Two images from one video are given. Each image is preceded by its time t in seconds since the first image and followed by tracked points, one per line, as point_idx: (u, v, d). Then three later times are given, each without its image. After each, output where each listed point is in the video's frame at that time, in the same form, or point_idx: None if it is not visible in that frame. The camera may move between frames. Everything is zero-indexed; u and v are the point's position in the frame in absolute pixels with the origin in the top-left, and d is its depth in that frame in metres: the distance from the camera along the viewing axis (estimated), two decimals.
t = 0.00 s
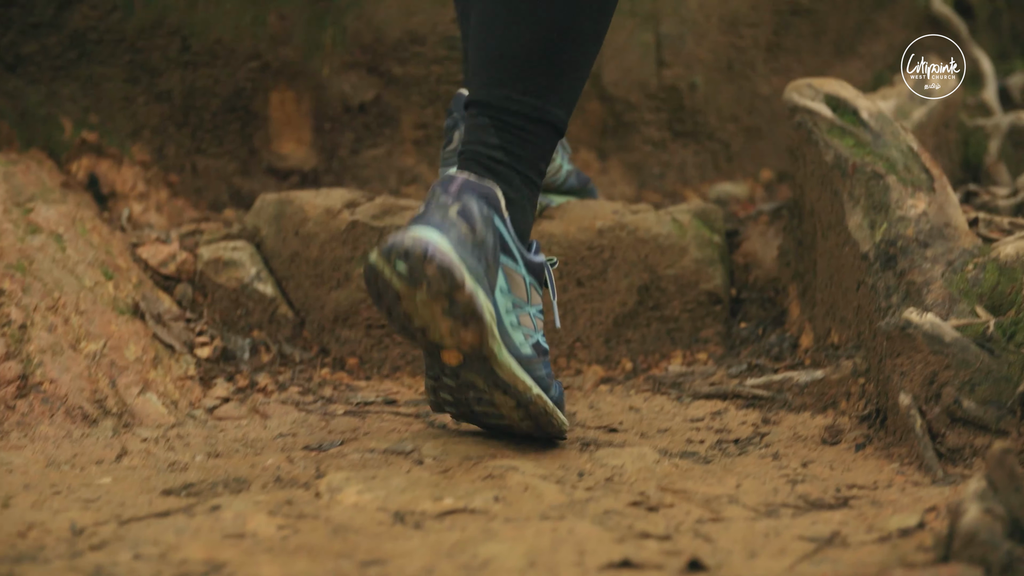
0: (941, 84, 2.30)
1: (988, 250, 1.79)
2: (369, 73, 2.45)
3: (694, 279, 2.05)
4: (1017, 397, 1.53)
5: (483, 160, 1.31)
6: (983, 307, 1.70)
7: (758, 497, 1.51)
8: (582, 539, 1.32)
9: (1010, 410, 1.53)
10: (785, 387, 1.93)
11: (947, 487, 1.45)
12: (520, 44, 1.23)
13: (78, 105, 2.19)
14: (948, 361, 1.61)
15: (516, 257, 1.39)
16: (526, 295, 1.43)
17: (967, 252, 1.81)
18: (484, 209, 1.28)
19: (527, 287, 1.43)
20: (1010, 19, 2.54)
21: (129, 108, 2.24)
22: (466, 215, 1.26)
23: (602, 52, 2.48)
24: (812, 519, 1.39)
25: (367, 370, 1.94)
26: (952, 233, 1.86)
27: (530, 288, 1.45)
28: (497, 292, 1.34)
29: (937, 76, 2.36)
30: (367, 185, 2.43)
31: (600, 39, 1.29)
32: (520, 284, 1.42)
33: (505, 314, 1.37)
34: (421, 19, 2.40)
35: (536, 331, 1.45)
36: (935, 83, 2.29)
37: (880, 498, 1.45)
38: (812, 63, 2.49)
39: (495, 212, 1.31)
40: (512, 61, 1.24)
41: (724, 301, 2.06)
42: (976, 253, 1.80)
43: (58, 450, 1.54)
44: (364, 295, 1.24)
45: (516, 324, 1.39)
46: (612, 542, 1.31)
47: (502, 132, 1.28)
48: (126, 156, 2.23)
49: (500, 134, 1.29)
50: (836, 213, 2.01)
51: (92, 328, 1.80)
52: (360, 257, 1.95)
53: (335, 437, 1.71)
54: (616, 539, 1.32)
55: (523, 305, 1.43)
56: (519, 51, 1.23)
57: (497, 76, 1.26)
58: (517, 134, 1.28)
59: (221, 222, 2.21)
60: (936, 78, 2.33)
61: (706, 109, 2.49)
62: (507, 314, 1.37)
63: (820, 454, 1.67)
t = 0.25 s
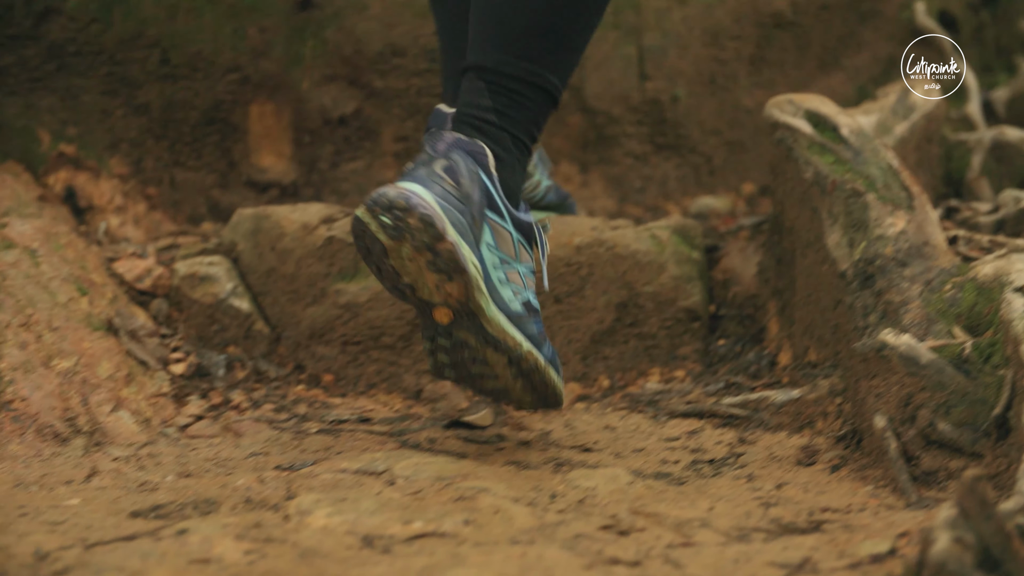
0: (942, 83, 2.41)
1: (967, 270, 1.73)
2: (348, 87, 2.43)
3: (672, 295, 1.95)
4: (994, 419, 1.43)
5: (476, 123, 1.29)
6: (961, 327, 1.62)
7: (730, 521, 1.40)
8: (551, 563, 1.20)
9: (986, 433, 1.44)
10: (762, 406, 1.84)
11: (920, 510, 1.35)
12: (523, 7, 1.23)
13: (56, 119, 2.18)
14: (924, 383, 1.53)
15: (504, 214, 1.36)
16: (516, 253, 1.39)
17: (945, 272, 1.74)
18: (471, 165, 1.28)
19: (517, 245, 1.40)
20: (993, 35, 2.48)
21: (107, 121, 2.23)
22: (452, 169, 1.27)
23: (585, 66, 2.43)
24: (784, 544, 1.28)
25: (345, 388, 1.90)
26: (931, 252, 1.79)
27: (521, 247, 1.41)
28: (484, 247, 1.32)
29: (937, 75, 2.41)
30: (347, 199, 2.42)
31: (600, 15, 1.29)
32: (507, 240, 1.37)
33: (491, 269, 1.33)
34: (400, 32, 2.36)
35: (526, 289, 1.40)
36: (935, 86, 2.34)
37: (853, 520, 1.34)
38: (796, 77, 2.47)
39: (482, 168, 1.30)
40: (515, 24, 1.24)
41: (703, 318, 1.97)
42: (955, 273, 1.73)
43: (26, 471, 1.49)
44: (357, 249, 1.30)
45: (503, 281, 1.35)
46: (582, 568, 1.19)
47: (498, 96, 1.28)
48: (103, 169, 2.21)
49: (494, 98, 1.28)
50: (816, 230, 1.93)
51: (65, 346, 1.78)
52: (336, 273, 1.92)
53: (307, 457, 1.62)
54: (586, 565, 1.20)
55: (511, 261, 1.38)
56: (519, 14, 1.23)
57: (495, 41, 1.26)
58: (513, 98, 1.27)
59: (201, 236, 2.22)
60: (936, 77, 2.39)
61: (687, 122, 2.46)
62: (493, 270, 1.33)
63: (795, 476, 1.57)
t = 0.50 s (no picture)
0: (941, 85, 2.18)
1: (931, 295, 1.68)
2: (316, 103, 2.27)
3: (636, 318, 1.92)
4: (956, 447, 1.39)
5: (452, 86, 1.26)
6: (924, 354, 1.58)
7: (690, 550, 1.31)
8: None
9: (948, 460, 1.39)
10: (725, 431, 1.80)
11: (879, 541, 1.29)
12: None
13: (18, 135, 2.07)
14: (886, 411, 1.47)
15: (476, 180, 1.31)
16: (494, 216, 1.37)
17: (909, 297, 1.70)
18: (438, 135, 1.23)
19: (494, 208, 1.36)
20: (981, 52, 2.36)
21: (70, 138, 2.12)
22: (417, 142, 1.22)
23: (554, 80, 2.24)
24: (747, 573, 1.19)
25: (308, 411, 1.89)
26: (896, 276, 1.74)
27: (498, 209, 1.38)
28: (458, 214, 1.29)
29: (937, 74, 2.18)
30: (310, 219, 2.29)
31: None
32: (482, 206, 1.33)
33: (468, 235, 1.30)
34: (369, 47, 2.21)
35: (510, 249, 1.39)
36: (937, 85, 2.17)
37: (814, 550, 1.27)
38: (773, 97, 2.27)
39: (450, 138, 1.25)
40: None
41: (667, 340, 1.94)
42: (919, 298, 1.69)
43: None
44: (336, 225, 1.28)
45: (484, 244, 1.32)
46: None
47: (475, 62, 1.25)
48: (66, 186, 2.10)
49: (471, 63, 1.25)
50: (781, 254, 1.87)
51: (23, 369, 1.70)
52: (299, 294, 1.91)
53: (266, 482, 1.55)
54: None
55: (490, 224, 1.35)
56: None
57: (476, 8, 1.24)
58: (490, 64, 1.25)
59: (163, 255, 2.15)
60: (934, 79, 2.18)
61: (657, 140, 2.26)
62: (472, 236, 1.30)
63: (755, 504, 1.51)
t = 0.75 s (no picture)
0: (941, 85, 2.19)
1: (903, 322, 1.66)
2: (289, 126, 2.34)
3: (609, 343, 1.91)
4: (926, 477, 1.37)
5: (446, 61, 1.28)
6: (895, 382, 1.55)
7: None
8: None
9: (919, 491, 1.36)
10: (697, 459, 1.77)
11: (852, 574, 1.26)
12: None
13: None
14: (857, 441, 1.44)
15: (470, 151, 1.33)
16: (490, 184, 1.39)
17: (881, 324, 1.67)
18: (429, 109, 1.26)
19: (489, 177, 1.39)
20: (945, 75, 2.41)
21: (41, 160, 2.13)
22: (409, 116, 1.24)
23: (526, 102, 2.33)
24: None
25: (277, 437, 1.87)
26: (868, 303, 1.72)
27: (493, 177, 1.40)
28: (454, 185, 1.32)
29: (937, 75, 2.19)
30: (281, 242, 2.33)
31: None
32: (478, 176, 1.36)
33: (464, 204, 1.33)
34: (342, 70, 2.28)
35: (507, 215, 1.42)
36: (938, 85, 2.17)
37: None
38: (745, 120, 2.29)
39: (441, 110, 1.27)
40: None
41: (640, 366, 1.93)
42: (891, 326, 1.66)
43: None
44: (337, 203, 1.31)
45: (481, 212, 1.36)
46: None
47: (470, 37, 1.25)
48: (36, 211, 2.10)
49: (464, 38, 1.25)
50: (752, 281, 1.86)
51: None
52: (269, 320, 1.89)
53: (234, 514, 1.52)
54: None
55: (486, 192, 1.38)
56: None
57: None
58: (483, 39, 1.25)
59: (133, 279, 2.17)
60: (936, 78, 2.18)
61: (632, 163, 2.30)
62: (468, 205, 1.34)
63: (725, 534, 1.48)
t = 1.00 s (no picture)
0: (941, 84, 2.33)
1: (885, 346, 1.65)
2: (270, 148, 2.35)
3: (590, 367, 1.90)
4: (907, 503, 1.34)
5: (460, 35, 1.43)
6: (876, 408, 1.54)
7: None
8: None
9: (900, 517, 1.33)
10: (678, 484, 1.74)
11: None
12: None
13: None
14: (838, 468, 1.40)
15: (481, 122, 1.48)
16: (502, 151, 1.53)
17: (863, 348, 1.66)
18: (440, 87, 1.41)
19: (501, 144, 1.53)
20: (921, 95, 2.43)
21: (18, 184, 2.11)
22: (421, 95, 1.40)
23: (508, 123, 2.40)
24: None
25: (256, 464, 1.86)
26: (849, 328, 1.71)
27: (505, 143, 1.54)
28: (468, 157, 1.47)
29: (937, 75, 2.33)
30: (262, 265, 2.34)
31: None
32: (489, 147, 1.51)
33: (480, 174, 1.49)
34: (321, 93, 2.32)
35: (520, 181, 1.57)
36: (938, 85, 2.32)
37: None
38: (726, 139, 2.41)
39: (451, 86, 1.42)
40: None
41: (621, 391, 1.92)
42: (872, 350, 1.65)
43: None
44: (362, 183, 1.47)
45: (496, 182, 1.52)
46: None
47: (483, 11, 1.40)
48: (14, 234, 2.09)
49: (478, 13, 1.41)
50: (734, 305, 1.85)
51: None
52: (248, 346, 1.89)
53: (213, 543, 1.50)
54: None
55: (500, 162, 1.53)
56: None
57: None
58: (495, 15, 1.40)
59: (113, 303, 2.16)
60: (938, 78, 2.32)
61: (614, 183, 2.42)
62: (483, 174, 1.50)
63: (709, 560, 1.44)
